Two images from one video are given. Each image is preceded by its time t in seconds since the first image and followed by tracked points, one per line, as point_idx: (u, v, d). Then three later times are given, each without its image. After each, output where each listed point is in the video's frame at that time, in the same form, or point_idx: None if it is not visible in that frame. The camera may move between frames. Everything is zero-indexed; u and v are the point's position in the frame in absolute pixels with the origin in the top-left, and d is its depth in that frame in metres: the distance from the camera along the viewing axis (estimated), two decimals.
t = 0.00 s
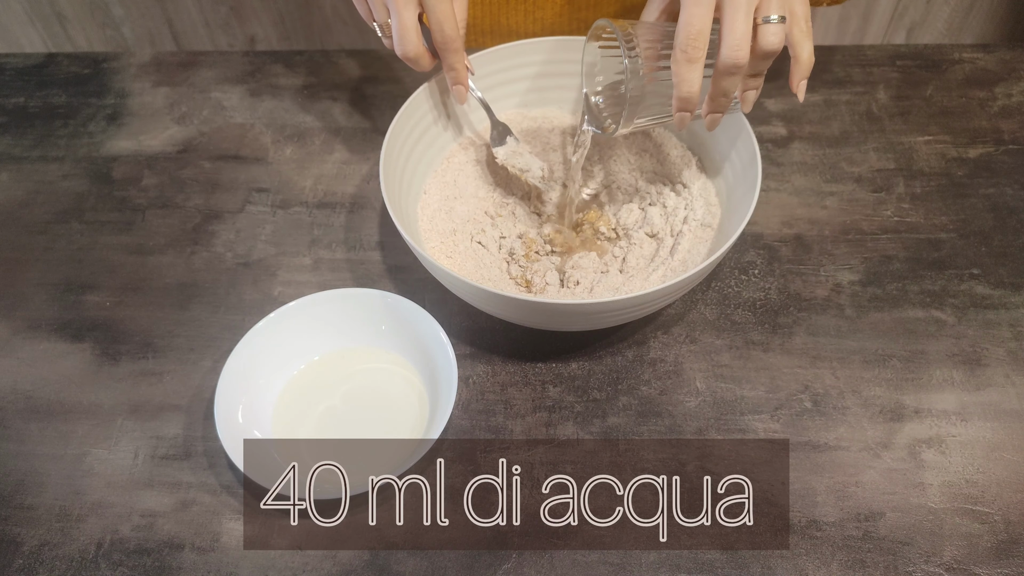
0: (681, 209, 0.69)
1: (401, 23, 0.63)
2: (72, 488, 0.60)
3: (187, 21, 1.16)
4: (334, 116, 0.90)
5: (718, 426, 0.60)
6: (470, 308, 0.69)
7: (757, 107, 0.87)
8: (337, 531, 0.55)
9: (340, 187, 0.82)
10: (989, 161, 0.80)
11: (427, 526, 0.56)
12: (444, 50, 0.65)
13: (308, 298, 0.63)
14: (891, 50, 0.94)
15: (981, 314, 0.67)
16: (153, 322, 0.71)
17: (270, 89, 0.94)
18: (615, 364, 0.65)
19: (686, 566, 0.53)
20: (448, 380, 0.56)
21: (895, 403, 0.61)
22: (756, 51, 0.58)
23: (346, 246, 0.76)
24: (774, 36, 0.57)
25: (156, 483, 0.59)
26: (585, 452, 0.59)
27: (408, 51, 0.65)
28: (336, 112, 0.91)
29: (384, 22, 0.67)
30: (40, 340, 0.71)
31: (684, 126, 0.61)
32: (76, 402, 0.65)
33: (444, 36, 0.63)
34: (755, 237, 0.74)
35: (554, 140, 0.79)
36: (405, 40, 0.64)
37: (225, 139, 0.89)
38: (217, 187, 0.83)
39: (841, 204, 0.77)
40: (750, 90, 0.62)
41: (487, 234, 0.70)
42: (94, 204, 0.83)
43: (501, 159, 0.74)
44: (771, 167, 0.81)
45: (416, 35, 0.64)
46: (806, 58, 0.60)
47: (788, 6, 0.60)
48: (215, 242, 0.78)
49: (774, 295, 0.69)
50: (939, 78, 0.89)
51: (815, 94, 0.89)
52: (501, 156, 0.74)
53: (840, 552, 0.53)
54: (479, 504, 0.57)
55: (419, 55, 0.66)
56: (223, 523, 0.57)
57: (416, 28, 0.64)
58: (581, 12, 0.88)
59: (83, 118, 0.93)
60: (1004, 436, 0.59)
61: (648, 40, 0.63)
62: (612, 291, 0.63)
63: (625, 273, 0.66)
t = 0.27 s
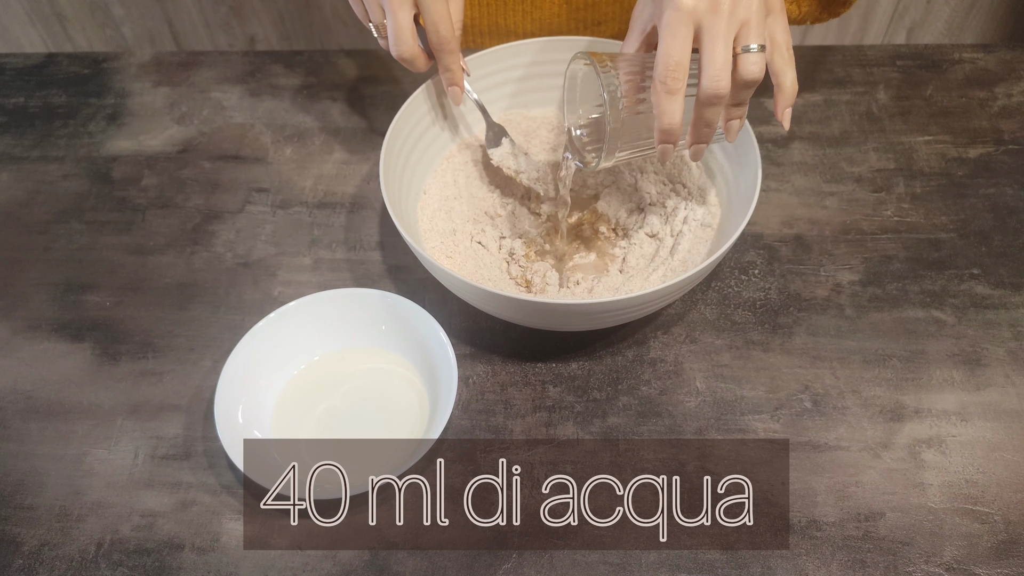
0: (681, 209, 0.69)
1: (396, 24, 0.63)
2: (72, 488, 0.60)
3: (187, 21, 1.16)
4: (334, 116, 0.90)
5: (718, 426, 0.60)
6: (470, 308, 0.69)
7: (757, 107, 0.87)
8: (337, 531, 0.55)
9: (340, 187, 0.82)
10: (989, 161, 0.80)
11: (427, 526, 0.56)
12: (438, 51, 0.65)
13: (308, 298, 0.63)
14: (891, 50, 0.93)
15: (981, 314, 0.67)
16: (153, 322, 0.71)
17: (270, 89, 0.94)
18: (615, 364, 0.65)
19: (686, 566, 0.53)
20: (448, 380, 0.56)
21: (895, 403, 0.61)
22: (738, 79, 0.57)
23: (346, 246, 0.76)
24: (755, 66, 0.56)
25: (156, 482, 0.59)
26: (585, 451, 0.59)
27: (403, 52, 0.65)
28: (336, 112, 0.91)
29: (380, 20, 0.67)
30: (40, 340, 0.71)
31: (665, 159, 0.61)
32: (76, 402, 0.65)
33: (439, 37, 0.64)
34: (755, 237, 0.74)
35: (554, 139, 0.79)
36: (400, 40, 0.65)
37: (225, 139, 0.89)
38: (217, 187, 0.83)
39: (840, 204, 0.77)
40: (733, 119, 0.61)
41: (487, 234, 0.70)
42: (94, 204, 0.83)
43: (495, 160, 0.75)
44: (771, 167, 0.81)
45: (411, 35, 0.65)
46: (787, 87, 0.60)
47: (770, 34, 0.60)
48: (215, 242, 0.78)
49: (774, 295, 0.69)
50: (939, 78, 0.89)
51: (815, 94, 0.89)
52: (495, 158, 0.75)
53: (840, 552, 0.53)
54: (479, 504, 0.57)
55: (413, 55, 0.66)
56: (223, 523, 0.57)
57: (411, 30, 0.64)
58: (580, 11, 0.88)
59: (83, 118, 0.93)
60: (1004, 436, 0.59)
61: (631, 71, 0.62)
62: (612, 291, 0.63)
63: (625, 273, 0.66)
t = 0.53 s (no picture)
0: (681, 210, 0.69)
1: (394, 27, 0.63)
2: (71, 488, 0.60)
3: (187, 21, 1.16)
4: (334, 116, 0.90)
5: (718, 426, 0.60)
6: (470, 308, 0.69)
7: (757, 107, 0.87)
8: (337, 531, 0.55)
9: (340, 187, 0.82)
10: (989, 161, 0.80)
11: (426, 526, 0.56)
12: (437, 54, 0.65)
13: (308, 297, 0.63)
14: (891, 50, 0.94)
15: (981, 314, 0.67)
16: (153, 322, 0.71)
17: (270, 89, 0.94)
18: (615, 364, 0.65)
19: (686, 566, 0.53)
20: (448, 380, 0.56)
21: (895, 403, 0.61)
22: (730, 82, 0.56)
23: (346, 246, 0.76)
24: (746, 67, 0.56)
25: (156, 482, 0.59)
26: (585, 452, 0.59)
27: (401, 56, 0.65)
28: (336, 112, 0.91)
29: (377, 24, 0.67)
30: (40, 340, 0.71)
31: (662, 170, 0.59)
32: (76, 402, 0.65)
33: (437, 40, 0.64)
34: (755, 237, 0.74)
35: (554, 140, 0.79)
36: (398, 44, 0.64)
37: (225, 139, 0.89)
38: (217, 187, 0.83)
39: (840, 204, 0.77)
40: (732, 126, 0.60)
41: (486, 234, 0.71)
42: (93, 205, 0.83)
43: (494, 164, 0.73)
44: (771, 167, 0.81)
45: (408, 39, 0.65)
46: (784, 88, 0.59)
47: (761, 35, 0.61)
48: (215, 242, 0.78)
49: (774, 295, 0.69)
50: (939, 78, 0.89)
51: (815, 94, 0.89)
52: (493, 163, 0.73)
53: (840, 552, 0.53)
54: (478, 502, 0.57)
55: (412, 60, 0.66)
56: (223, 523, 0.57)
57: (409, 34, 0.64)
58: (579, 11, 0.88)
59: (83, 118, 0.93)
60: (1004, 436, 0.59)
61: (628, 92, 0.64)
62: (612, 291, 0.63)
63: (625, 273, 0.66)
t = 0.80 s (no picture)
0: (681, 210, 0.69)
1: (393, 32, 0.64)
2: (71, 488, 0.60)
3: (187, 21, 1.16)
4: (334, 116, 0.90)
5: (718, 426, 0.60)
6: (470, 308, 0.69)
7: (757, 107, 0.87)
8: (337, 531, 0.55)
9: (340, 187, 0.82)
10: (989, 161, 0.80)
11: (426, 526, 0.56)
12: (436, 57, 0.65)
13: (308, 297, 0.63)
14: (891, 50, 0.94)
15: (981, 314, 0.67)
16: (152, 322, 0.71)
17: (270, 89, 0.94)
18: (615, 364, 0.65)
19: (686, 566, 0.53)
20: (448, 380, 0.56)
21: (895, 403, 0.61)
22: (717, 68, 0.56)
23: (346, 246, 0.76)
24: (731, 51, 0.56)
25: (156, 482, 0.59)
26: (585, 451, 0.59)
27: (401, 61, 0.66)
28: (336, 112, 0.91)
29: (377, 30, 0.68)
30: (39, 340, 0.71)
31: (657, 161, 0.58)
32: (76, 402, 0.65)
33: (436, 44, 0.64)
34: (755, 237, 0.74)
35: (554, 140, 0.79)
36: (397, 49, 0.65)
37: (225, 139, 0.89)
38: (217, 187, 0.83)
39: (840, 204, 0.77)
40: (726, 114, 0.59)
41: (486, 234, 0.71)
42: (93, 205, 0.83)
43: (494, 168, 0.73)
44: (771, 167, 0.81)
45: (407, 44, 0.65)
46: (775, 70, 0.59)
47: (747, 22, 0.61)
48: (215, 242, 0.78)
49: (774, 295, 0.69)
50: (939, 78, 0.89)
51: (815, 94, 0.89)
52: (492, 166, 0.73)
53: (840, 552, 0.53)
54: (478, 502, 0.57)
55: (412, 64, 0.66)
56: (223, 523, 0.57)
57: (408, 39, 0.65)
58: (580, 11, 0.88)
59: (83, 118, 0.93)
60: (1004, 436, 0.59)
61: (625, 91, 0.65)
62: (613, 291, 0.63)
63: (625, 273, 0.66)
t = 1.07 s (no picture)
0: (681, 209, 0.69)
1: (394, 35, 0.64)
2: (71, 488, 0.60)
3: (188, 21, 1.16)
4: (334, 116, 0.90)
5: (718, 426, 0.60)
6: (470, 308, 0.69)
7: (757, 107, 0.87)
8: (337, 531, 0.55)
9: (340, 187, 0.82)
10: (989, 161, 0.80)
11: (426, 526, 0.56)
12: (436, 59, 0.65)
13: (308, 297, 0.63)
14: (891, 50, 0.93)
15: (981, 314, 0.67)
16: (153, 322, 0.71)
17: (270, 89, 0.94)
18: (615, 364, 0.65)
19: (686, 566, 0.53)
20: (448, 381, 0.56)
21: (895, 403, 0.61)
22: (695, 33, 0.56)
23: (346, 246, 0.76)
24: (706, 10, 0.55)
25: (156, 482, 0.59)
26: (585, 451, 0.59)
27: (401, 63, 0.66)
28: (336, 112, 0.91)
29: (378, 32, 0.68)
30: (40, 340, 0.71)
31: (641, 131, 0.57)
32: (76, 402, 0.65)
33: (436, 47, 0.64)
34: (755, 237, 0.74)
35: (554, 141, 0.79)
36: (398, 51, 0.65)
37: (225, 139, 0.89)
38: (218, 187, 0.83)
39: (840, 204, 0.77)
40: (711, 81, 0.57)
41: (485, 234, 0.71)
42: (93, 205, 0.83)
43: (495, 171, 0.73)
44: (771, 167, 0.81)
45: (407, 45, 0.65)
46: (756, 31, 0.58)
47: None
48: (215, 242, 0.78)
49: (774, 295, 0.69)
50: (939, 78, 0.89)
51: (815, 94, 0.89)
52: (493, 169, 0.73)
53: (840, 552, 0.53)
54: (478, 502, 0.57)
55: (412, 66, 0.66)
56: (223, 523, 0.57)
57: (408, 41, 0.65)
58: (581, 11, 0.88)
59: (83, 118, 0.93)
60: (1004, 436, 0.59)
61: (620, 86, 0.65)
62: (613, 291, 0.63)
63: (625, 273, 0.66)
